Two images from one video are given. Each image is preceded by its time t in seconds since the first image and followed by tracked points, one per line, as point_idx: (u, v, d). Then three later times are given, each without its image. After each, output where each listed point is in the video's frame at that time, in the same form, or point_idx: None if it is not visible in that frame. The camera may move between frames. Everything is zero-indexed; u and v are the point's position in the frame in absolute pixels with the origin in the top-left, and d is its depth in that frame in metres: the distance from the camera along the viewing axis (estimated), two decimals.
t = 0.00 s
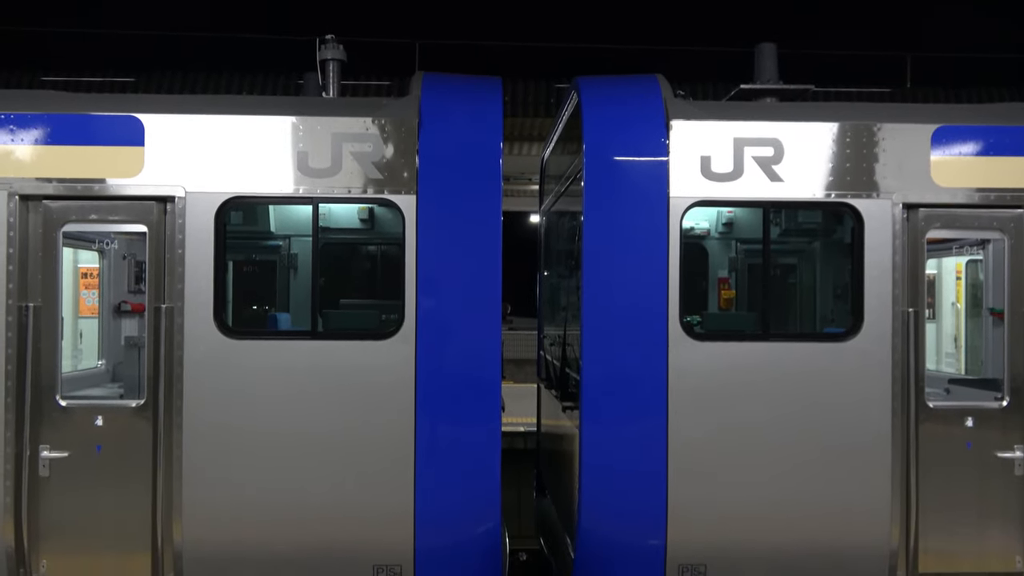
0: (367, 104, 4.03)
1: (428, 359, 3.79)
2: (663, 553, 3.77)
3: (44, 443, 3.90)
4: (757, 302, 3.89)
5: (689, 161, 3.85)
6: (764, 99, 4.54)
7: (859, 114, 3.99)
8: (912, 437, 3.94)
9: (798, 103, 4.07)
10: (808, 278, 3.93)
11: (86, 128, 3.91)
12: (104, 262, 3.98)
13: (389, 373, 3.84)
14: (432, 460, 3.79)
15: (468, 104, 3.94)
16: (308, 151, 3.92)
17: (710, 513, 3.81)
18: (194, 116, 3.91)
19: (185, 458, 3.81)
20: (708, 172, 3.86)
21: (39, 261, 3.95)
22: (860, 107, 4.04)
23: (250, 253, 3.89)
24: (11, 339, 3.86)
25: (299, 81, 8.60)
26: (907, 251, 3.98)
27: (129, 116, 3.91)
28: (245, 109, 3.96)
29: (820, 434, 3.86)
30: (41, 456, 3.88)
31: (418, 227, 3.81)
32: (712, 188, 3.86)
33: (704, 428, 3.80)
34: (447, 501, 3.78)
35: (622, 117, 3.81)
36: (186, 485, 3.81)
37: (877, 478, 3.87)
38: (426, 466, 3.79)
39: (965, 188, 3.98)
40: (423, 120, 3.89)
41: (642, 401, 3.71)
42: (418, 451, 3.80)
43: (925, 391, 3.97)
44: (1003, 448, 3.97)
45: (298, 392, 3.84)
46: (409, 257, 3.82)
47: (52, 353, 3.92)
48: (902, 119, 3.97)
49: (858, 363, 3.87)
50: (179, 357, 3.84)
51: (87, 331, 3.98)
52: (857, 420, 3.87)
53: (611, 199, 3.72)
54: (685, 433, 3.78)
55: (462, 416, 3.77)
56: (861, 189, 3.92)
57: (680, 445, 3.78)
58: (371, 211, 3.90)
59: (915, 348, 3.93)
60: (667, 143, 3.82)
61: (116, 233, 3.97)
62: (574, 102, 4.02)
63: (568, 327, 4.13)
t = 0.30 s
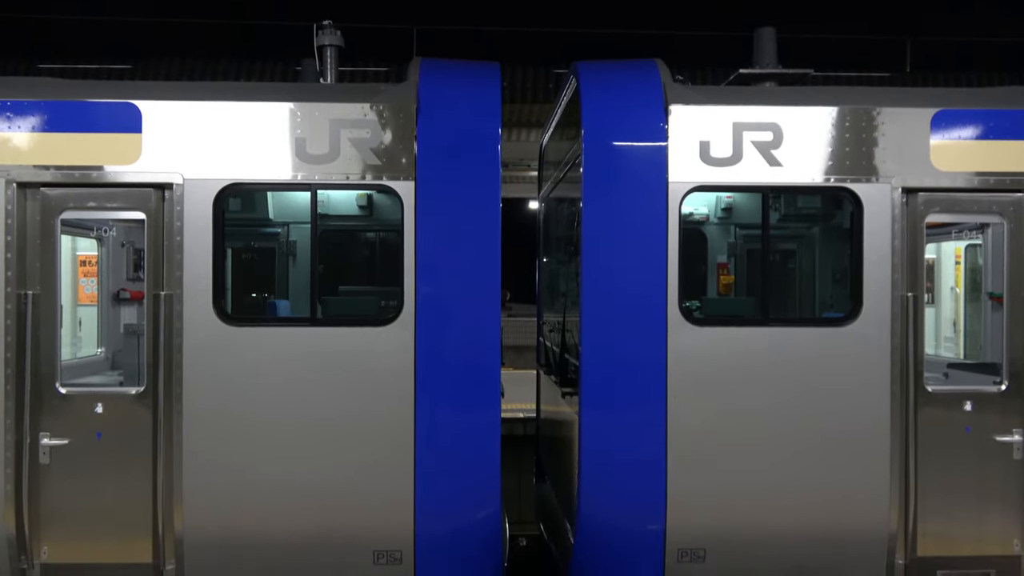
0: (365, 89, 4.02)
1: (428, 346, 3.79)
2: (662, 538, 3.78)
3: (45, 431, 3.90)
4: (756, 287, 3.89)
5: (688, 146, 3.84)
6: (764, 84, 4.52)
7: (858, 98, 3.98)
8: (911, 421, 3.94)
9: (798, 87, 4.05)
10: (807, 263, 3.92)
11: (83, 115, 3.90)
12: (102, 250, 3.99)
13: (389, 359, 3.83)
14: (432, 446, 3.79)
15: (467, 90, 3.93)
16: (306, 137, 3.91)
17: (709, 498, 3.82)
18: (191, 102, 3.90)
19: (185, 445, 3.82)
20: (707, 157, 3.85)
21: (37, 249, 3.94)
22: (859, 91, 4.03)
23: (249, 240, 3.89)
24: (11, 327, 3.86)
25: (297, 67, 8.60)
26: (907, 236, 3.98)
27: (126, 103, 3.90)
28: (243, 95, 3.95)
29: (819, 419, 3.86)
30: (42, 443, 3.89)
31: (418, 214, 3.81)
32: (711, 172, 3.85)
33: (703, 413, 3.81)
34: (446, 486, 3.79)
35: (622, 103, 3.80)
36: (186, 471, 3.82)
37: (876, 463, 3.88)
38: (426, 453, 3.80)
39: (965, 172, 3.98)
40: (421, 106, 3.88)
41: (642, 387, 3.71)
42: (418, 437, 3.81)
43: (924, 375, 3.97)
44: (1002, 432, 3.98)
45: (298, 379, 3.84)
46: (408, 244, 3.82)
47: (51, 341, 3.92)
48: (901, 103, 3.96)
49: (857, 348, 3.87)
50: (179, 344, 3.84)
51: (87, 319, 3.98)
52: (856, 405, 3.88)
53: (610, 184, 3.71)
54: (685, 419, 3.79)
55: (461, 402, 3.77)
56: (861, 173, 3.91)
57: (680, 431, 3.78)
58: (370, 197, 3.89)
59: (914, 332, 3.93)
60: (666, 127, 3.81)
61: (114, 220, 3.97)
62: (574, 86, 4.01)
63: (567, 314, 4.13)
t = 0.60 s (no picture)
0: (364, 74, 4.00)
1: (427, 333, 3.79)
2: (661, 523, 3.80)
3: (43, 417, 3.90)
4: (756, 273, 3.88)
5: (688, 131, 3.83)
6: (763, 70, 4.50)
7: (858, 83, 3.97)
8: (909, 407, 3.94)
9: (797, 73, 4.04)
10: (806, 249, 3.92)
11: (80, 100, 3.89)
12: (100, 236, 3.99)
13: (388, 345, 3.83)
14: (430, 432, 3.80)
15: (466, 75, 3.92)
16: (304, 123, 3.90)
17: (708, 483, 3.82)
18: (189, 87, 3.88)
19: (184, 431, 3.82)
20: (706, 143, 3.84)
21: (35, 234, 3.93)
22: (859, 75, 4.02)
23: (247, 226, 3.88)
24: (9, 312, 3.86)
25: (295, 53, 8.57)
26: (907, 222, 3.97)
27: (123, 88, 3.88)
28: (241, 80, 3.93)
29: (818, 404, 3.87)
30: (40, 429, 3.89)
31: (417, 200, 3.80)
32: (710, 157, 3.84)
33: (702, 399, 3.81)
34: (445, 472, 3.80)
35: (621, 88, 3.79)
36: (186, 456, 3.82)
37: (874, 448, 3.89)
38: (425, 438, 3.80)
39: (964, 158, 3.97)
40: (420, 91, 3.86)
41: (641, 373, 3.72)
42: (416, 423, 3.81)
43: (922, 361, 3.98)
44: (1000, 417, 3.99)
45: (297, 365, 3.84)
46: (407, 230, 3.81)
47: (49, 327, 3.92)
48: (901, 88, 3.95)
49: (855, 334, 3.88)
50: (178, 330, 3.84)
51: (85, 305, 3.98)
52: (854, 391, 3.88)
53: (610, 171, 3.70)
54: (683, 405, 3.79)
55: (460, 388, 3.78)
56: (860, 159, 3.91)
57: (679, 417, 3.79)
58: (369, 183, 3.88)
59: (912, 318, 3.94)
60: (665, 113, 3.80)
61: (113, 207, 3.98)
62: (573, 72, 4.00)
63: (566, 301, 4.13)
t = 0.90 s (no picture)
0: (363, 60, 3.99)
1: (427, 320, 3.79)
2: (660, 509, 3.81)
3: (43, 403, 3.91)
4: (756, 260, 3.87)
5: (689, 118, 3.82)
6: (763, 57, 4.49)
7: (860, 70, 3.96)
8: (909, 395, 3.94)
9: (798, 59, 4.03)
10: (807, 237, 3.91)
11: (79, 86, 3.88)
12: (100, 223, 3.96)
13: (388, 332, 3.83)
14: (430, 419, 3.80)
15: (466, 61, 3.91)
16: (303, 109, 3.89)
17: (707, 470, 3.83)
18: (188, 73, 3.87)
19: (184, 417, 3.83)
20: (707, 129, 3.83)
21: (35, 221, 3.93)
22: (860, 62, 4.01)
23: (246, 212, 3.87)
24: (9, 299, 3.86)
25: (295, 39, 8.54)
26: (907, 210, 3.97)
27: (122, 74, 3.87)
28: (241, 66, 3.92)
29: (817, 391, 3.87)
30: (40, 416, 3.89)
31: (417, 187, 3.80)
32: (711, 144, 3.83)
33: (702, 387, 3.81)
34: (445, 459, 3.80)
35: (622, 75, 3.78)
36: (186, 443, 3.83)
37: (874, 436, 3.89)
38: (425, 425, 3.81)
39: (965, 145, 3.96)
40: (420, 77, 3.85)
41: (640, 361, 3.72)
42: (416, 410, 3.81)
43: (922, 348, 3.97)
44: (999, 405, 3.99)
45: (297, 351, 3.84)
46: (407, 217, 3.81)
47: (49, 313, 3.92)
48: (902, 75, 3.94)
49: (856, 321, 3.88)
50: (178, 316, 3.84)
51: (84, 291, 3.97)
52: (854, 378, 3.88)
53: (610, 158, 3.70)
54: (683, 393, 3.79)
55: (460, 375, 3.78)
56: (861, 146, 3.90)
57: (678, 404, 3.79)
58: (369, 169, 3.87)
59: (912, 305, 3.94)
60: (665, 100, 3.79)
61: (112, 193, 3.95)
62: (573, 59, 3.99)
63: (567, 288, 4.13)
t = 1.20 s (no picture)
0: (364, 48, 3.97)
1: (429, 308, 3.79)
2: (661, 497, 3.81)
3: (45, 391, 3.91)
4: (757, 249, 3.86)
5: (691, 106, 3.81)
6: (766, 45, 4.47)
7: (862, 58, 3.94)
8: (910, 383, 3.95)
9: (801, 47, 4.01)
10: (808, 226, 3.90)
11: (80, 74, 3.87)
12: (101, 211, 3.96)
13: (389, 320, 3.84)
14: (431, 407, 3.81)
15: (467, 49, 3.89)
16: (304, 97, 3.88)
17: (708, 458, 3.84)
18: (189, 61, 3.86)
19: (186, 406, 3.84)
20: (709, 118, 3.82)
21: (36, 209, 3.93)
22: (863, 50, 3.99)
23: (247, 201, 3.87)
24: (11, 287, 3.86)
25: (296, 27, 8.51)
26: (909, 198, 3.96)
27: (123, 62, 3.86)
28: (241, 54, 3.91)
29: (818, 380, 3.88)
30: (43, 403, 3.90)
31: (418, 176, 3.79)
32: (713, 133, 3.82)
33: (704, 376, 3.81)
34: (446, 447, 3.81)
35: (623, 62, 3.78)
36: (188, 431, 3.84)
37: (875, 424, 3.90)
38: (426, 413, 3.81)
39: (968, 133, 3.95)
40: (421, 65, 3.84)
41: (641, 349, 3.72)
42: (417, 398, 3.82)
43: (923, 337, 3.97)
44: (1000, 394, 4.00)
45: (298, 340, 3.84)
46: (408, 205, 3.80)
47: (50, 301, 3.92)
48: (904, 63, 3.92)
49: (857, 310, 3.88)
50: (179, 305, 3.84)
51: (85, 280, 3.97)
52: (856, 367, 3.89)
53: (612, 146, 3.69)
54: (684, 381, 3.79)
55: (461, 363, 3.79)
56: (863, 134, 3.89)
57: (679, 394, 3.79)
58: (371, 159, 3.86)
59: (914, 294, 3.93)
60: (667, 88, 3.78)
61: (113, 180, 3.94)
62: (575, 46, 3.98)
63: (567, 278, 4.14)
